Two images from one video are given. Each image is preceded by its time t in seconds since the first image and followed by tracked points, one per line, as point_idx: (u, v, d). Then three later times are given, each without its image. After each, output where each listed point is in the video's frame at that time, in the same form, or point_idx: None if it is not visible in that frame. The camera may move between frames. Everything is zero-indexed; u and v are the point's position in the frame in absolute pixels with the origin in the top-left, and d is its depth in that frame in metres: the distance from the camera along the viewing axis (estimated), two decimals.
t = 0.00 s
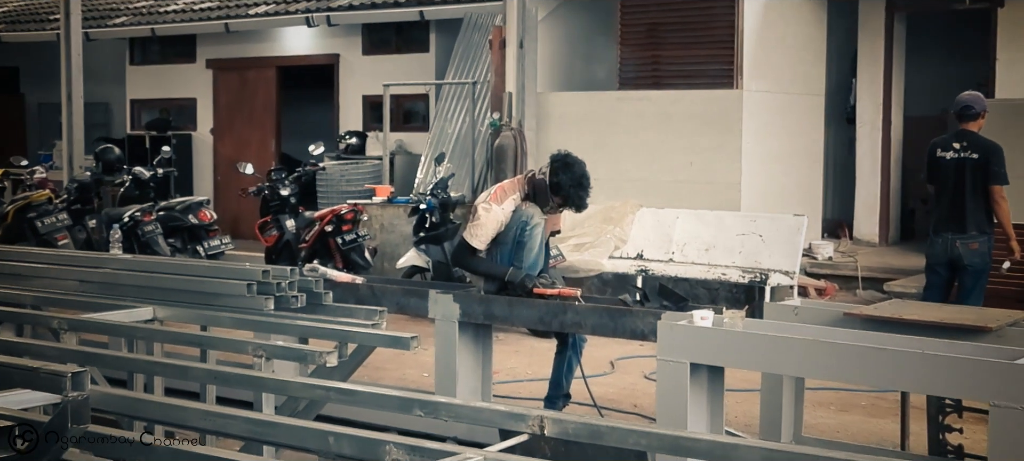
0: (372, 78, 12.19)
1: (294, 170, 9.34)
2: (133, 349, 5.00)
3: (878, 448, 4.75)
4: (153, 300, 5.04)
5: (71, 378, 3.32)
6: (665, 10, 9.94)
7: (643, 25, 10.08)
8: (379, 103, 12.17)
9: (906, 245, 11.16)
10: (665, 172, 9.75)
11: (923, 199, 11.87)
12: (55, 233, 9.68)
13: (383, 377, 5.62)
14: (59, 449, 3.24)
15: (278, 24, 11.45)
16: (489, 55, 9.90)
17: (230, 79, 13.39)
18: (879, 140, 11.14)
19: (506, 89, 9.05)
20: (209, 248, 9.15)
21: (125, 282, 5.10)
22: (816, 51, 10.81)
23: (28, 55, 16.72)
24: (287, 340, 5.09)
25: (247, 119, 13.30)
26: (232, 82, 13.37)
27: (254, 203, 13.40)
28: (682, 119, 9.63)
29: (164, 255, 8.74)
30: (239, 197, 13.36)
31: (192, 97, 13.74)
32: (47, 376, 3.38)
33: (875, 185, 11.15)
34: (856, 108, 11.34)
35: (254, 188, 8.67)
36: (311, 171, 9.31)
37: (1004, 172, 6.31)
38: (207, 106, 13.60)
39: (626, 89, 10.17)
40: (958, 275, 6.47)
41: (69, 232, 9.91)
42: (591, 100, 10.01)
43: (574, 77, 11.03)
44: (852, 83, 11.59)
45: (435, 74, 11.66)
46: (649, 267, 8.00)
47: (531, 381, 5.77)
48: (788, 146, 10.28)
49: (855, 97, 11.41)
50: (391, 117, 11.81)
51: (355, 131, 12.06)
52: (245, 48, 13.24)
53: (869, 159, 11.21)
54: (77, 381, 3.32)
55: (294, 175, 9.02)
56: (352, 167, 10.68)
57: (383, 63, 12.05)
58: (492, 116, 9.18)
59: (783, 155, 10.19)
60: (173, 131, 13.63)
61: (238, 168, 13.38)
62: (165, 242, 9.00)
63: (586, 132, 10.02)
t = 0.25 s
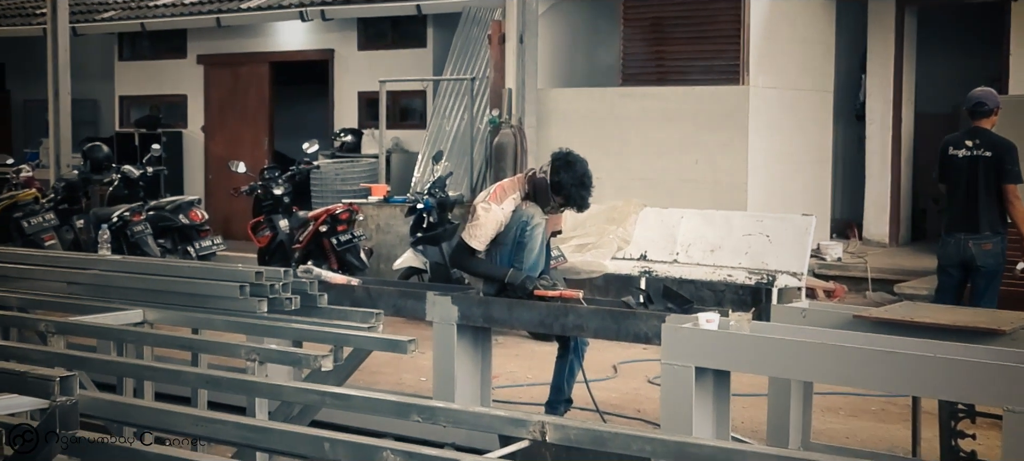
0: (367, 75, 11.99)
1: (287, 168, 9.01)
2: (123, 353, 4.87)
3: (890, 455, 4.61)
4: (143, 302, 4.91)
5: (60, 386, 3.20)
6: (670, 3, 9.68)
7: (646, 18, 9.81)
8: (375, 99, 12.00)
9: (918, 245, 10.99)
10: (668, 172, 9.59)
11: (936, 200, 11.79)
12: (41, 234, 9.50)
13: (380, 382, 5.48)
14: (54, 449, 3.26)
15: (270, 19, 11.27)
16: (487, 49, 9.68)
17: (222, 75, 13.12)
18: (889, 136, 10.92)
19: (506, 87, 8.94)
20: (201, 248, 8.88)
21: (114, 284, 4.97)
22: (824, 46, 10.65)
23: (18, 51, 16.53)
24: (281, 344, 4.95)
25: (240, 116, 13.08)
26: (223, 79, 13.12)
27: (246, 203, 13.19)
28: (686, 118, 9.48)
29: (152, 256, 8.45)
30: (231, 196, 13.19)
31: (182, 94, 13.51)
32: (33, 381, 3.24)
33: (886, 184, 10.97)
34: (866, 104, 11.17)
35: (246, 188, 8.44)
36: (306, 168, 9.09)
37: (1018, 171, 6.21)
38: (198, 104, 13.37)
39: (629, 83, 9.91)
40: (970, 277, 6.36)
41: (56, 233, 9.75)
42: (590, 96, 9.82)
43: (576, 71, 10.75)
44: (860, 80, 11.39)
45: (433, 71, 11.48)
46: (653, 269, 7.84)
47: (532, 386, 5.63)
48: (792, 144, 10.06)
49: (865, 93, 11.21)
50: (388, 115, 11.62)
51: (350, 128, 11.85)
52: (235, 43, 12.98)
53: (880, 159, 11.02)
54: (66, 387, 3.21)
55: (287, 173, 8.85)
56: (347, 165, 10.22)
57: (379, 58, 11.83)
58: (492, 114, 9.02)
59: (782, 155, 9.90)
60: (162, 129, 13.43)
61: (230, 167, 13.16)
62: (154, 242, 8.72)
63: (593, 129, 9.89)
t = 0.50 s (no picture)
0: (365, 73, 11.85)
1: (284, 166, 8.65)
2: (113, 357, 4.74)
3: None
4: (134, 306, 4.79)
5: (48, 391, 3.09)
6: None
7: (652, 13, 9.77)
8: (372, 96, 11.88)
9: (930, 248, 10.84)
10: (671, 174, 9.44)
11: (948, 200, 11.57)
12: (29, 234, 9.30)
13: (377, 388, 5.35)
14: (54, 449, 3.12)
15: (264, 14, 11.12)
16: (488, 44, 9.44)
17: (215, 72, 13.01)
18: (901, 134, 10.77)
19: (508, 83, 8.88)
20: (193, 250, 8.52)
21: (103, 287, 4.85)
22: (835, 44, 10.45)
23: (13, 50, 16.44)
24: (276, 349, 4.82)
25: (232, 114, 12.97)
26: (215, 75, 13.01)
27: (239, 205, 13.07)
28: (692, 117, 9.29)
29: (143, 258, 8.18)
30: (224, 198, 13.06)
31: (174, 92, 13.41)
32: (22, 386, 3.14)
33: (897, 184, 10.79)
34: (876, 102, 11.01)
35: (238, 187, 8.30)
36: (305, 166, 8.74)
37: None
38: (190, 101, 13.28)
39: (633, 80, 9.83)
40: (984, 279, 6.36)
41: (44, 234, 9.65)
42: (590, 96, 9.65)
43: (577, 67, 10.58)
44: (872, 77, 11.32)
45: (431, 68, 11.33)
46: (657, 271, 7.67)
47: (533, 392, 5.49)
48: (793, 143, 9.79)
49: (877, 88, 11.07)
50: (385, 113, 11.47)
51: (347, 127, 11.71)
52: (229, 39, 12.86)
53: (891, 162, 10.84)
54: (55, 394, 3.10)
55: (284, 172, 8.56)
56: (342, 165, 10.09)
57: (378, 55, 11.71)
58: (492, 111, 8.88)
59: (785, 155, 9.65)
60: (152, 127, 13.41)
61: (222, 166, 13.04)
62: (145, 244, 8.45)
63: (592, 126, 9.66)
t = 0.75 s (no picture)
0: (362, 69, 11.71)
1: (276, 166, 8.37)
2: (102, 361, 4.61)
3: None
4: (123, 308, 4.65)
5: (38, 398, 3.06)
6: None
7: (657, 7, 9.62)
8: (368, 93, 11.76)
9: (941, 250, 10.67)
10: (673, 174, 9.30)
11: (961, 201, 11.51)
12: (15, 235, 9.16)
13: (373, 394, 5.21)
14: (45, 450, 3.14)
15: (258, 10, 10.95)
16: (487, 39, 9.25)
17: (207, 66, 12.85)
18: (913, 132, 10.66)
19: (507, 79, 8.73)
20: (184, 251, 8.36)
21: (92, 290, 4.71)
22: (843, 39, 10.23)
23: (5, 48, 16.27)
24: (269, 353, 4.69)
25: (224, 110, 12.84)
26: (207, 71, 12.86)
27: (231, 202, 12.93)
28: (697, 115, 9.13)
29: (132, 258, 8.03)
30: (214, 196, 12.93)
31: (165, 89, 13.20)
32: (4, 393, 3.08)
33: (909, 184, 10.69)
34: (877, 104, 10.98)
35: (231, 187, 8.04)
36: (299, 165, 8.49)
37: None
38: (180, 97, 13.11)
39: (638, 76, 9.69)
40: (999, 281, 6.47)
41: (31, 234, 9.48)
42: (592, 94, 9.48)
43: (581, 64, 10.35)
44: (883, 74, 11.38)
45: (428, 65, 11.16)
46: (662, 274, 7.57)
47: (534, 398, 5.36)
48: (802, 139, 9.54)
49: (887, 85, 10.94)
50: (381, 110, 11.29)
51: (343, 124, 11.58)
52: (222, 33, 12.72)
53: (904, 153, 10.73)
54: (45, 399, 3.08)
55: (278, 171, 8.31)
56: (338, 163, 9.96)
57: (375, 51, 11.57)
58: (492, 109, 8.68)
59: (795, 153, 9.46)
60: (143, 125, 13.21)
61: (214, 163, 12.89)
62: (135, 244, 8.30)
63: (596, 122, 9.50)
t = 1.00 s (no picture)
0: (358, 66, 11.56)
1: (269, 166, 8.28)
2: (91, 366, 4.48)
3: None
4: (112, 311, 4.53)
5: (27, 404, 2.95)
6: None
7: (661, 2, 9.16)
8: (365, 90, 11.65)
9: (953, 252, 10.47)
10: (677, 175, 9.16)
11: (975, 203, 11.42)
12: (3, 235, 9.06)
13: (370, 400, 5.08)
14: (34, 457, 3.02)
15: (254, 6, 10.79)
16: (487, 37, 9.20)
17: (198, 62, 12.70)
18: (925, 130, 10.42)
19: (508, 77, 8.48)
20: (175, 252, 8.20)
21: (81, 292, 4.59)
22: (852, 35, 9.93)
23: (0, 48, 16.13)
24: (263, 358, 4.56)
25: (217, 108, 12.68)
26: (201, 68, 12.70)
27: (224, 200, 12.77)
28: (705, 116, 8.84)
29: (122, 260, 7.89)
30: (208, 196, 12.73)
31: (156, 86, 13.08)
32: None
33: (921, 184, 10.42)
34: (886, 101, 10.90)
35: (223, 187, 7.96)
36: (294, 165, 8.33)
37: None
38: (172, 94, 12.96)
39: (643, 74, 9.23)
40: (1014, 284, 6.50)
41: (16, 235, 9.31)
42: (598, 90, 9.20)
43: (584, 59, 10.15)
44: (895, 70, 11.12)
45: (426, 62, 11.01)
46: (667, 276, 7.42)
47: (536, 404, 5.23)
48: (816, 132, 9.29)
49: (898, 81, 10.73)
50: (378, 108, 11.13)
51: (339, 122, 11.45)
52: (214, 28, 12.57)
53: (916, 155, 10.51)
54: (33, 405, 2.97)
55: (271, 171, 8.21)
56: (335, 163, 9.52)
57: (372, 48, 11.44)
58: (492, 106, 8.47)
59: (808, 151, 9.21)
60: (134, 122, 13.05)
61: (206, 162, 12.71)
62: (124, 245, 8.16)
63: (596, 120, 9.23)
